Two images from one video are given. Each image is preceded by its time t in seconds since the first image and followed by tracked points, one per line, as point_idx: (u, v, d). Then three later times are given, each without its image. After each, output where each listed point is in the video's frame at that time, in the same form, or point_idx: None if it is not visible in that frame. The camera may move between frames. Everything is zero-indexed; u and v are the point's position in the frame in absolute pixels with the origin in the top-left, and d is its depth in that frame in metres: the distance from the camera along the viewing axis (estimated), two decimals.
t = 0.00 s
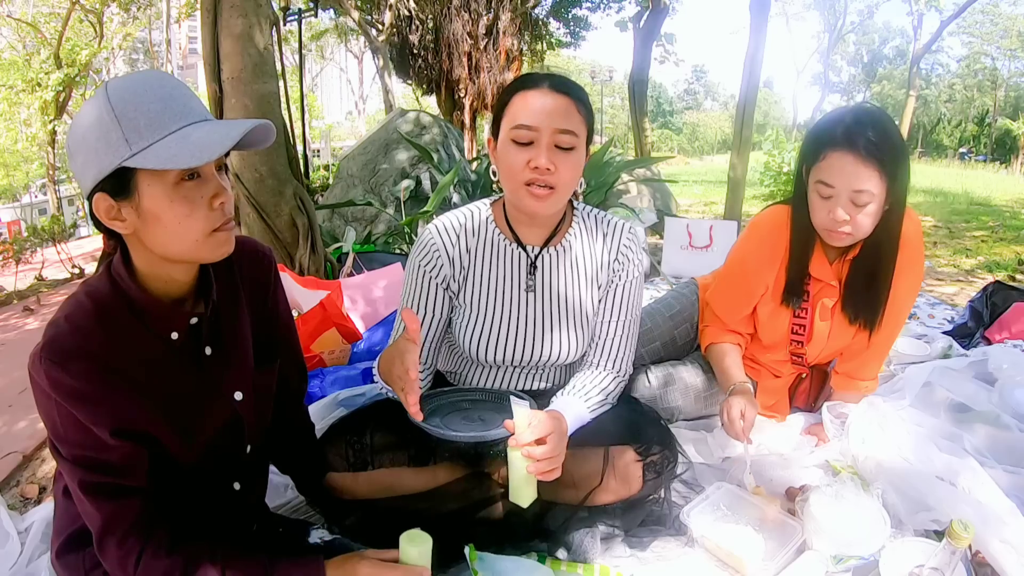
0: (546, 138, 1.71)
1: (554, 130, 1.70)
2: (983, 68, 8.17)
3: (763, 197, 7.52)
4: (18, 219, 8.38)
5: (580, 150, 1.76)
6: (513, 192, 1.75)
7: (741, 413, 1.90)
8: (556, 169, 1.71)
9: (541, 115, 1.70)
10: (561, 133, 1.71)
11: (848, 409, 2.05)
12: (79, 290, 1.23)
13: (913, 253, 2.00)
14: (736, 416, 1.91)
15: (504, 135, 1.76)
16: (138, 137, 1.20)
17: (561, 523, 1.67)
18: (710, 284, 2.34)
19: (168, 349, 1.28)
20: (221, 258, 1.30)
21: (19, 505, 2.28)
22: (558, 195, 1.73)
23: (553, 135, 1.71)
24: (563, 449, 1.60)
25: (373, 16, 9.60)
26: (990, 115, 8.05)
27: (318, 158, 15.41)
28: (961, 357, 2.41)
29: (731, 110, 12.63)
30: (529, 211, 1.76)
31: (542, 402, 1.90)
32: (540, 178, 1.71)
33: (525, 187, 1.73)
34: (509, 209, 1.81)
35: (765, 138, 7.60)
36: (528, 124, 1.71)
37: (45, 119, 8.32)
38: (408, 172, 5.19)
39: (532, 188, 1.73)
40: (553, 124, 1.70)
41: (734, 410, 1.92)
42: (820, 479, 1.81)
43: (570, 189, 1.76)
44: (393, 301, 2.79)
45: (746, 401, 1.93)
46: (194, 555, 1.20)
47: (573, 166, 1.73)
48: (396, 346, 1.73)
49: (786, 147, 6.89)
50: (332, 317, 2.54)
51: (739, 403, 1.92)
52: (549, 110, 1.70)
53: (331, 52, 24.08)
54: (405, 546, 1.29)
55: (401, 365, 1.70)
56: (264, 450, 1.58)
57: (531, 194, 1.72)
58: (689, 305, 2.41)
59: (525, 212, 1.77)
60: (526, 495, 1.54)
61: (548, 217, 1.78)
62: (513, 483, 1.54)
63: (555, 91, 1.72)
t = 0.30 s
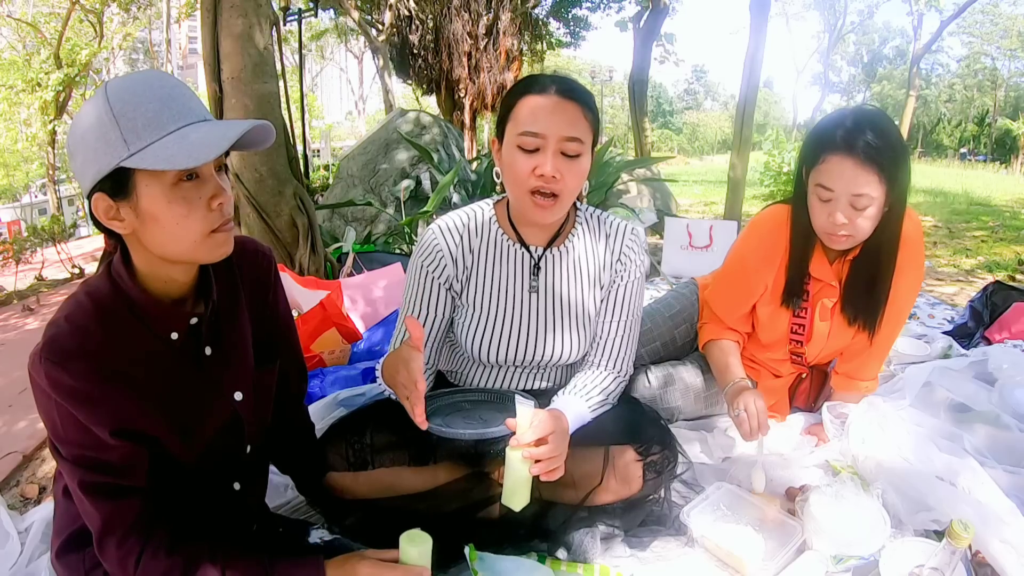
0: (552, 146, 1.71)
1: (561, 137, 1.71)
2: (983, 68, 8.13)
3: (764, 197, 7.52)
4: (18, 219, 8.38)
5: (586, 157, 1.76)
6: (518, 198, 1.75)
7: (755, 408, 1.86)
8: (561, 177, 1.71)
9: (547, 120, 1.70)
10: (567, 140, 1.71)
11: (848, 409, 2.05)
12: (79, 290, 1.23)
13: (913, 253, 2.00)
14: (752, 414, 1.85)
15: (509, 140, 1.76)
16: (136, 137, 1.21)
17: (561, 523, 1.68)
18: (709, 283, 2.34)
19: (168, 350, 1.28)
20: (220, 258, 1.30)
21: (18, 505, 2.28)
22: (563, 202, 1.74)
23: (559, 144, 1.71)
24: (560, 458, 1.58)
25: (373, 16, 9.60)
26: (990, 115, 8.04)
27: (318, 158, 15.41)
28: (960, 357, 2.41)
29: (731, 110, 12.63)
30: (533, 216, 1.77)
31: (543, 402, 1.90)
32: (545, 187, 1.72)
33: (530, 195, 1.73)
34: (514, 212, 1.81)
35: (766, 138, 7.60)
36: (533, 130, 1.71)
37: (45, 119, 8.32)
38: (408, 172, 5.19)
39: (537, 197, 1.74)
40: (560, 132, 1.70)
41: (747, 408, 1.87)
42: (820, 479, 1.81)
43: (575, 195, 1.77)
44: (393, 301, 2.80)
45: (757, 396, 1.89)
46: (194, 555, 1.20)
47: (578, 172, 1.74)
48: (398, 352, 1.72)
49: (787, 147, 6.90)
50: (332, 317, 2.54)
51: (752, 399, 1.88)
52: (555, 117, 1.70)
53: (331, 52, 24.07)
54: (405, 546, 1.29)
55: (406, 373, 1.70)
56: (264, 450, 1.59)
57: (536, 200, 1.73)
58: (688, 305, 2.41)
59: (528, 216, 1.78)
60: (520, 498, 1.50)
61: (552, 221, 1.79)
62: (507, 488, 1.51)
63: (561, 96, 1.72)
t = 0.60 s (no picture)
0: (552, 142, 1.71)
1: (561, 135, 1.70)
2: (983, 69, 8.15)
3: (764, 197, 7.53)
4: (18, 219, 8.38)
5: (586, 154, 1.76)
6: (519, 195, 1.75)
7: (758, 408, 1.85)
8: (561, 175, 1.71)
9: (548, 118, 1.70)
10: (568, 138, 1.71)
11: (848, 409, 2.05)
12: (79, 290, 1.23)
13: (914, 253, 2.00)
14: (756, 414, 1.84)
15: (510, 138, 1.76)
16: (135, 137, 1.21)
17: (561, 523, 1.67)
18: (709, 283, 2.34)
19: (167, 350, 1.27)
20: (220, 258, 1.30)
21: (19, 505, 2.28)
22: (564, 200, 1.74)
23: (558, 139, 1.71)
24: (559, 457, 1.58)
25: (372, 16, 9.61)
26: (990, 115, 8.05)
27: (318, 158, 15.43)
28: (960, 357, 2.41)
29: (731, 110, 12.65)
30: (535, 214, 1.76)
31: (543, 402, 1.90)
32: (545, 183, 1.72)
33: (531, 192, 1.73)
34: (515, 210, 1.81)
35: (765, 138, 7.61)
36: (533, 127, 1.71)
37: (45, 119, 8.32)
38: (408, 172, 5.19)
39: (537, 194, 1.73)
40: (559, 127, 1.70)
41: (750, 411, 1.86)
42: (820, 479, 1.81)
43: (576, 193, 1.76)
44: (392, 301, 2.80)
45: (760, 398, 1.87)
46: (194, 555, 1.20)
47: (580, 170, 1.74)
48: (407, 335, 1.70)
49: (787, 147, 6.90)
50: (332, 317, 2.54)
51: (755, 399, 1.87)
52: (555, 114, 1.70)
53: (331, 52, 24.04)
54: (405, 546, 1.29)
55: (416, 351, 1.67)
56: (264, 450, 1.59)
57: (537, 198, 1.73)
58: (688, 305, 2.41)
59: (529, 214, 1.78)
60: (520, 499, 1.50)
61: (553, 219, 1.79)
62: (508, 489, 1.50)
63: (563, 94, 1.72)
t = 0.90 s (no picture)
0: (548, 140, 1.71)
1: (556, 132, 1.70)
2: (983, 68, 8.24)
3: (763, 197, 7.53)
4: (18, 219, 8.38)
5: (584, 153, 1.75)
6: (516, 195, 1.75)
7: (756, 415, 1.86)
8: (559, 173, 1.70)
9: (544, 115, 1.70)
10: (562, 135, 1.71)
11: (848, 409, 2.05)
12: (78, 289, 1.23)
13: (914, 253, 2.00)
14: (754, 424, 1.85)
15: (506, 138, 1.76)
16: (132, 136, 1.21)
17: (561, 523, 1.67)
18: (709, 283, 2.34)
19: (168, 349, 1.28)
20: (219, 258, 1.30)
21: (19, 505, 2.28)
22: (562, 198, 1.73)
23: (555, 137, 1.71)
24: (561, 457, 1.59)
25: (372, 16, 9.60)
26: (990, 115, 8.09)
27: (318, 158, 15.46)
28: (961, 357, 2.41)
29: (731, 110, 12.67)
30: (534, 213, 1.76)
31: (543, 402, 1.90)
32: (542, 181, 1.71)
33: (530, 191, 1.73)
34: (515, 211, 1.81)
35: (765, 138, 7.62)
36: (529, 126, 1.71)
37: (45, 119, 8.32)
38: (408, 172, 5.19)
39: (536, 192, 1.73)
40: (557, 125, 1.70)
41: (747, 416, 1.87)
42: (820, 479, 1.81)
43: (574, 190, 1.76)
44: (392, 301, 2.80)
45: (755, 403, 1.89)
46: (194, 555, 1.20)
47: (576, 167, 1.73)
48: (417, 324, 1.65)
49: (787, 147, 6.91)
50: (332, 317, 2.54)
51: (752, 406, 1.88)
52: (550, 111, 1.70)
53: (331, 53, 23.97)
54: (405, 546, 1.29)
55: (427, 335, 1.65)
56: (264, 450, 1.59)
57: (535, 196, 1.73)
58: (689, 305, 2.41)
59: (529, 215, 1.77)
60: (522, 500, 1.50)
61: (552, 219, 1.79)
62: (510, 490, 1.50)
63: (559, 92, 1.72)
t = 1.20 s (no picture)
0: (546, 142, 1.71)
1: (553, 132, 1.70)
2: (983, 68, 8.26)
3: (763, 197, 7.53)
4: (18, 219, 8.38)
5: (583, 153, 1.75)
6: (516, 196, 1.76)
7: (732, 425, 1.90)
8: (556, 175, 1.70)
9: (543, 116, 1.70)
10: (559, 134, 1.71)
11: (848, 409, 2.05)
12: (78, 290, 1.23)
13: (913, 253, 2.00)
14: (727, 434, 1.91)
15: (504, 139, 1.77)
16: (132, 137, 1.21)
17: (561, 523, 1.67)
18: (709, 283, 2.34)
19: (167, 349, 1.28)
20: (219, 258, 1.30)
21: (18, 505, 2.27)
22: (561, 198, 1.73)
23: (553, 138, 1.71)
24: (563, 455, 1.59)
25: (372, 16, 9.59)
26: (990, 115, 8.11)
27: (318, 158, 15.47)
28: (961, 357, 2.41)
29: (731, 110, 12.67)
30: (533, 214, 1.76)
31: (543, 402, 1.89)
32: (540, 181, 1.71)
33: (528, 193, 1.73)
34: (516, 212, 1.81)
35: (766, 138, 7.62)
36: (526, 126, 1.71)
37: (45, 119, 8.32)
38: (408, 172, 5.19)
39: (534, 194, 1.73)
40: (555, 126, 1.70)
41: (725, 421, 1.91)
42: (820, 479, 1.81)
43: (573, 191, 1.76)
44: (392, 301, 2.79)
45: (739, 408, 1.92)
46: (194, 554, 1.20)
47: (575, 166, 1.73)
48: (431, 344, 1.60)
49: (787, 147, 6.91)
50: (332, 317, 2.54)
51: (732, 414, 1.91)
52: (548, 112, 1.70)
53: (331, 52, 23.96)
54: (405, 545, 1.29)
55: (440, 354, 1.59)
56: (264, 450, 1.59)
57: (534, 197, 1.73)
58: (689, 305, 2.41)
59: (530, 215, 1.78)
60: (523, 497, 1.51)
61: (552, 219, 1.79)
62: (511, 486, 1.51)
63: (557, 92, 1.72)
